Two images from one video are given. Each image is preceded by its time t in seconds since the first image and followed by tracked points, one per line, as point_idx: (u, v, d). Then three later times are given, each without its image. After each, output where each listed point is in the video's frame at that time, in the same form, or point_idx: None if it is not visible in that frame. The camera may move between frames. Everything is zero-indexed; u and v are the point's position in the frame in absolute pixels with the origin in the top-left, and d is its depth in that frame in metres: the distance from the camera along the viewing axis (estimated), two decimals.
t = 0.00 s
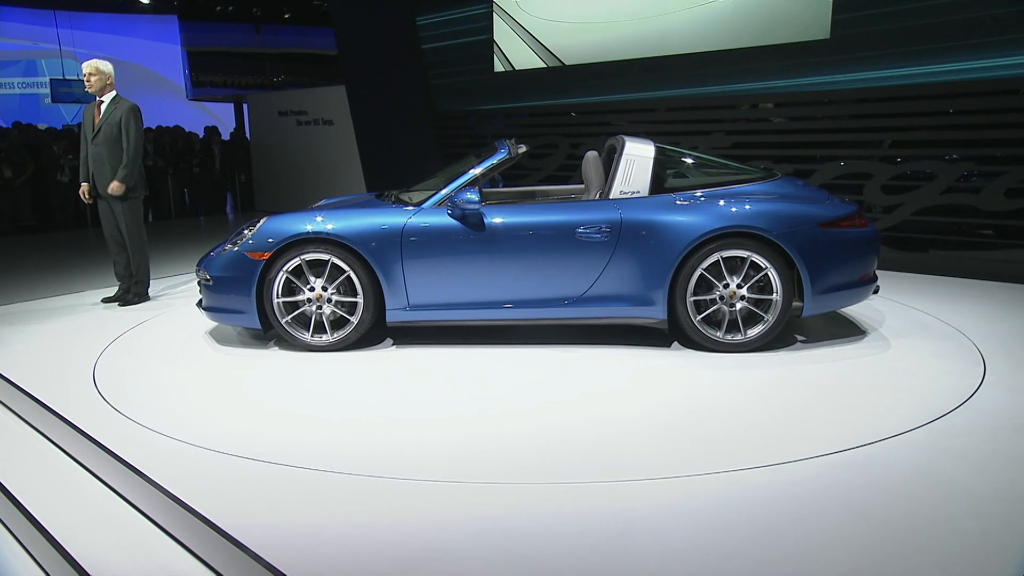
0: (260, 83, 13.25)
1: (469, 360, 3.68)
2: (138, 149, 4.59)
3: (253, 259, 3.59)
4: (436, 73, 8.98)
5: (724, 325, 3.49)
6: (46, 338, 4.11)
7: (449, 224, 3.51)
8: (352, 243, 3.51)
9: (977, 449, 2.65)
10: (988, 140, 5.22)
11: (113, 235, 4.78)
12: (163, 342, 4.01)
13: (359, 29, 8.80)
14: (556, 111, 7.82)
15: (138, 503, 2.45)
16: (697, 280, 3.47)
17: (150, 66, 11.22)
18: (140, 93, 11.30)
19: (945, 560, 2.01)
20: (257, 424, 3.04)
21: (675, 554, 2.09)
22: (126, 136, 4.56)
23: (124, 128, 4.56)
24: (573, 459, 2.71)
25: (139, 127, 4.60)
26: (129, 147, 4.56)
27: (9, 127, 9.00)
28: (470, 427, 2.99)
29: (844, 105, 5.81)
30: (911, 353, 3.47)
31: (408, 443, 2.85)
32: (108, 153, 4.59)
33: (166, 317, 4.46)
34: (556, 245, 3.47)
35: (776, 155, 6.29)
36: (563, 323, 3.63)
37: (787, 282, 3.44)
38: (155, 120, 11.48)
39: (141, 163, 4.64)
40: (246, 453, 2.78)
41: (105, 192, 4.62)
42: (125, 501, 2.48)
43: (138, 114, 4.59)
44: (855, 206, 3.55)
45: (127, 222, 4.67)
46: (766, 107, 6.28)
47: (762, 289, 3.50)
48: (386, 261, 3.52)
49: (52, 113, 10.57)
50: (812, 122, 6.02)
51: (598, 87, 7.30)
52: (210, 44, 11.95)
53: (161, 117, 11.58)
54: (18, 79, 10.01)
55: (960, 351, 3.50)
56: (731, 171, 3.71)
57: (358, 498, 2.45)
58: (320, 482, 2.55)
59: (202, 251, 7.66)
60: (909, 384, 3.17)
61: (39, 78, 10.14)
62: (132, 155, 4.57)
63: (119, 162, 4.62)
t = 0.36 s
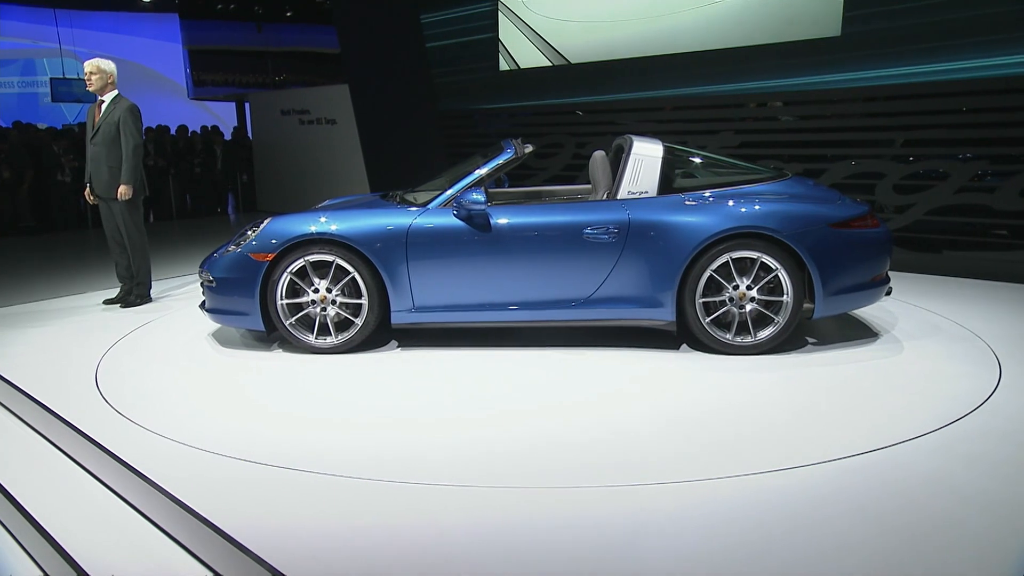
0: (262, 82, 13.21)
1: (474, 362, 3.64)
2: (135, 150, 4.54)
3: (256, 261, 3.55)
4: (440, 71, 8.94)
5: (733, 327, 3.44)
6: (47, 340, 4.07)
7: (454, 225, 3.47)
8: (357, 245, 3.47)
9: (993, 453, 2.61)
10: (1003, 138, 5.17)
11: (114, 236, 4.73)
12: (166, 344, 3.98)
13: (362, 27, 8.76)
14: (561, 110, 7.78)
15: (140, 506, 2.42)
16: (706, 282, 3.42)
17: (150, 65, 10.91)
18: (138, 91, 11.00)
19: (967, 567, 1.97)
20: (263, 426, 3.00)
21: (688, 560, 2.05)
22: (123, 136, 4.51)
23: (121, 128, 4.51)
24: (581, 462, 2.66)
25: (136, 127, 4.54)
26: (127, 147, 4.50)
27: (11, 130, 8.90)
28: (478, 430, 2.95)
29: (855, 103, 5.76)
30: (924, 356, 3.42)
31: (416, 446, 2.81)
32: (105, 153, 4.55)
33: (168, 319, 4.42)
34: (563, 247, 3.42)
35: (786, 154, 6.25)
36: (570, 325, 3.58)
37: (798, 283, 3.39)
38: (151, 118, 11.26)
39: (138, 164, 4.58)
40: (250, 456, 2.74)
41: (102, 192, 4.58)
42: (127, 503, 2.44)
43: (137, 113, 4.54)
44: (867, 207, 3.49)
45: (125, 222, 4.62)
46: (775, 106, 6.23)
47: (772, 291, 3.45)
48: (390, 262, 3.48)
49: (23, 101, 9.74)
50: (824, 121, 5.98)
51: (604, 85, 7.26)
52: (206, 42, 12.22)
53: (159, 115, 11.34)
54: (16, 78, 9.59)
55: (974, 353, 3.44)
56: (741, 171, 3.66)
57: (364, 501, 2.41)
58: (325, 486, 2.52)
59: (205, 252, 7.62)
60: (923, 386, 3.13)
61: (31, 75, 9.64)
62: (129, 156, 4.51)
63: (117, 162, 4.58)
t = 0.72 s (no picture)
0: (259, 80, 13.17)
1: (477, 364, 3.59)
2: (134, 150, 4.49)
3: (255, 262, 3.50)
4: (441, 69, 8.89)
5: (739, 328, 3.39)
6: (44, 342, 4.02)
7: (456, 224, 3.42)
8: (358, 245, 3.43)
9: (1006, 455, 2.56)
10: (1013, 137, 5.12)
11: (111, 237, 4.67)
12: (164, 346, 3.93)
13: (362, 25, 8.72)
14: (564, 108, 7.74)
15: (139, 509, 2.37)
16: (711, 282, 3.37)
17: (150, 65, 10.87)
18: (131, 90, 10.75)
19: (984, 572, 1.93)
20: (263, 429, 2.96)
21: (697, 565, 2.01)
22: (122, 135, 4.46)
23: (119, 128, 4.47)
24: (587, 465, 2.62)
25: (135, 126, 4.49)
26: (125, 147, 4.46)
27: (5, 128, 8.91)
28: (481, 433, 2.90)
29: (862, 101, 5.71)
30: (934, 358, 3.37)
31: (419, 449, 2.77)
32: (103, 153, 4.49)
33: (166, 321, 4.37)
34: (567, 247, 3.38)
35: (792, 153, 6.18)
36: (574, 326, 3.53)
37: (805, 284, 3.33)
38: (151, 117, 11.13)
39: (137, 164, 4.53)
40: (251, 459, 2.69)
41: (100, 193, 4.52)
42: (124, 507, 2.40)
43: (136, 112, 4.50)
44: (875, 206, 3.44)
45: (123, 223, 4.56)
46: (781, 104, 6.18)
47: (779, 292, 3.39)
48: (392, 263, 3.43)
49: (16, 101, 9.41)
50: (831, 119, 5.92)
51: (606, 82, 7.21)
52: (209, 41, 11.92)
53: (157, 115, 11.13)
54: (10, 76, 9.31)
55: (984, 355, 3.40)
56: (747, 170, 3.61)
57: (366, 504, 2.37)
58: (327, 489, 2.47)
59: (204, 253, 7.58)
60: (933, 389, 3.08)
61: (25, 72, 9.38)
62: (128, 156, 4.46)
63: (115, 162, 4.52)
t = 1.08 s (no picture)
0: (257, 79, 13.11)
1: (480, 366, 3.55)
2: (133, 149, 4.45)
3: (255, 262, 3.45)
4: (441, 67, 8.84)
5: (746, 329, 3.34)
6: (40, 345, 3.97)
7: (459, 224, 3.38)
8: (359, 245, 3.38)
9: (1019, 458, 2.52)
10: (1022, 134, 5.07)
11: (108, 237, 4.62)
12: (162, 348, 3.88)
13: (362, 24, 8.67)
14: (566, 107, 7.69)
15: (138, 513, 2.33)
16: (717, 283, 3.32)
17: (146, 62, 10.66)
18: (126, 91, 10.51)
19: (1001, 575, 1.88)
20: (263, 431, 2.91)
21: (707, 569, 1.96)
22: (121, 134, 4.42)
23: (118, 126, 4.42)
24: (594, 468, 2.58)
25: (134, 125, 4.45)
26: (125, 146, 4.42)
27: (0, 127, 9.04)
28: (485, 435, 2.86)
29: (869, 98, 5.69)
30: (943, 359, 3.32)
31: (422, 451, 2.72)
32: (102, 152, 4.44)
33: (164, 323, 4.32)
34: (570, 247, 3.33)
35: (798, 151, 6.18)
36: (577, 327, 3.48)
37: (812, 285, 3.28)
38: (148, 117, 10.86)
39: (136, 164, 4.48)
40: (252, 463, 2.65)
41: (98, 192, 4.46)
42: (124, 510, 2.36)
43: (136, 111, 4.46)
44: (884, 205, 3.39)
45: (121, 223, 4.51)
46: (786, 102, 6.16)
47: (786, 292, 3.34)
48: (393, 263, 3.39)
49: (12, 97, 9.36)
50: (837, 117, 5.91)
51: (609, 79, 7.16)
52: (205, 38, 11.85)
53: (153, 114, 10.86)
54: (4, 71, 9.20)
55: (994, 356, 3.35)
56: (753, 168, 3.56)
57: (371, 508, 2.32)
58: (330, 493, 2.43)
59: (204, 254, 7.54)
60: (943, 391, 3.03)
61: (20, 70, 9.30)
62: (127, 155, 4.42)
63: (113, 162, 4.47)
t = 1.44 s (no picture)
0: (258, 79, 13.06)
1: (488, 369, 3.50)
2: (136, 150, 4.40)
3: (260, 264, 3.41)
4: (444, 67, 8.80)
5: (758, 331, 3.29)
6: (42, 348, 3.93)
7: (466, 226, 3.34)
8: (366, 247, 3.34)
9: None
10: None
11: (111, 240, 4.57)
12: (166, 350, 3.85)
13: (364, 23, 8.64)
14: (570, 106, 7.66)
15: (145, 518, 2.29)
16: (728, 283, 3.27)
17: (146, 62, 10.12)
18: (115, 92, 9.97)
19: None
20: (270, 434, 2.87)
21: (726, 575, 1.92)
22: (124, 135, 4.37)
23: (121, 127, 4.38)
24: (607, 472, 2.53)
25: (137, 126, 4.40)
26: (128, 147, 4.37)
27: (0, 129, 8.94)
28: (495, 438, 2.82)
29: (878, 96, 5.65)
30: (958, 361, 3.28)
31: (432, 455, 2.68)
32: (104, 153, 4.40)
33: (167, 325, 4.27)
34: (579, 247, 3.29)
35: (808, 150, 6.15)
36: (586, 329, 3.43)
37: (825, 285, 3.24)
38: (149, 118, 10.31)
39: (139, 165, 4.44)
40: (259, 466, 2.61)
41: (100, 194, 4.42)
42: (130, 514, 2.32)
43: (139, 112, 4.41)
44: (897, 204, 3.35)
45: (123, 225, 4.46)
46: (794, 100, 6.13)
47: (797, 293, 3.30)
48: (400, 265, 3.35)
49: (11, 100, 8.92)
50: (846, 116, 5.86)
51: (613, 78, 7.13)
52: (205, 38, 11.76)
53: (151, 114, 10.39)
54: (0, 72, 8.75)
55: (1008, 357, 3.31)
56: (763, 168, 3.52)
57: (381, 512, 2.29)
58: (341, 497, 2.39)
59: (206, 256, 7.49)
60: (959, 392, 2.99)
61: (19, 70, 8.89)
62: (130, 157, 4.37)
63: (116, 163, 4.43)
